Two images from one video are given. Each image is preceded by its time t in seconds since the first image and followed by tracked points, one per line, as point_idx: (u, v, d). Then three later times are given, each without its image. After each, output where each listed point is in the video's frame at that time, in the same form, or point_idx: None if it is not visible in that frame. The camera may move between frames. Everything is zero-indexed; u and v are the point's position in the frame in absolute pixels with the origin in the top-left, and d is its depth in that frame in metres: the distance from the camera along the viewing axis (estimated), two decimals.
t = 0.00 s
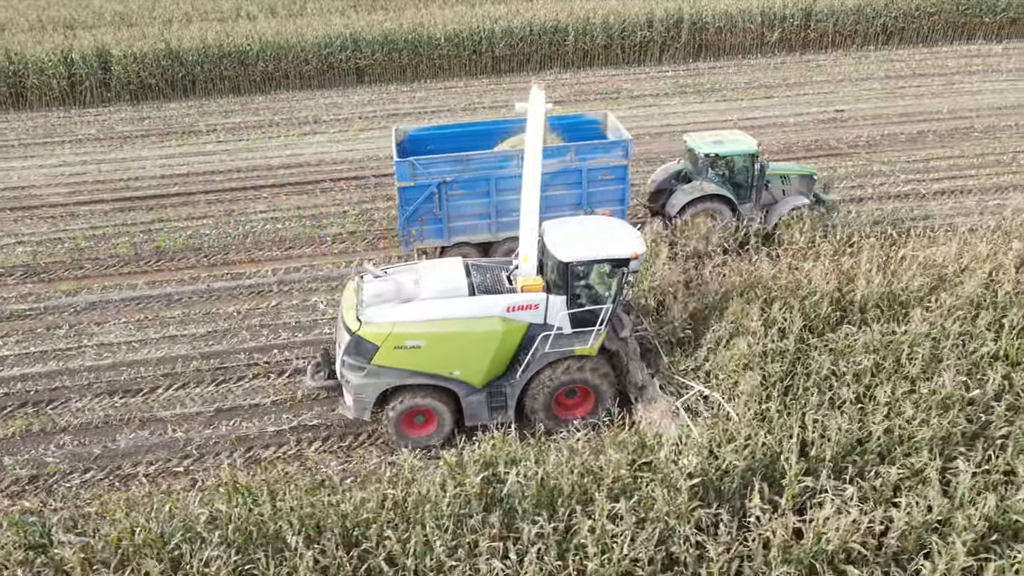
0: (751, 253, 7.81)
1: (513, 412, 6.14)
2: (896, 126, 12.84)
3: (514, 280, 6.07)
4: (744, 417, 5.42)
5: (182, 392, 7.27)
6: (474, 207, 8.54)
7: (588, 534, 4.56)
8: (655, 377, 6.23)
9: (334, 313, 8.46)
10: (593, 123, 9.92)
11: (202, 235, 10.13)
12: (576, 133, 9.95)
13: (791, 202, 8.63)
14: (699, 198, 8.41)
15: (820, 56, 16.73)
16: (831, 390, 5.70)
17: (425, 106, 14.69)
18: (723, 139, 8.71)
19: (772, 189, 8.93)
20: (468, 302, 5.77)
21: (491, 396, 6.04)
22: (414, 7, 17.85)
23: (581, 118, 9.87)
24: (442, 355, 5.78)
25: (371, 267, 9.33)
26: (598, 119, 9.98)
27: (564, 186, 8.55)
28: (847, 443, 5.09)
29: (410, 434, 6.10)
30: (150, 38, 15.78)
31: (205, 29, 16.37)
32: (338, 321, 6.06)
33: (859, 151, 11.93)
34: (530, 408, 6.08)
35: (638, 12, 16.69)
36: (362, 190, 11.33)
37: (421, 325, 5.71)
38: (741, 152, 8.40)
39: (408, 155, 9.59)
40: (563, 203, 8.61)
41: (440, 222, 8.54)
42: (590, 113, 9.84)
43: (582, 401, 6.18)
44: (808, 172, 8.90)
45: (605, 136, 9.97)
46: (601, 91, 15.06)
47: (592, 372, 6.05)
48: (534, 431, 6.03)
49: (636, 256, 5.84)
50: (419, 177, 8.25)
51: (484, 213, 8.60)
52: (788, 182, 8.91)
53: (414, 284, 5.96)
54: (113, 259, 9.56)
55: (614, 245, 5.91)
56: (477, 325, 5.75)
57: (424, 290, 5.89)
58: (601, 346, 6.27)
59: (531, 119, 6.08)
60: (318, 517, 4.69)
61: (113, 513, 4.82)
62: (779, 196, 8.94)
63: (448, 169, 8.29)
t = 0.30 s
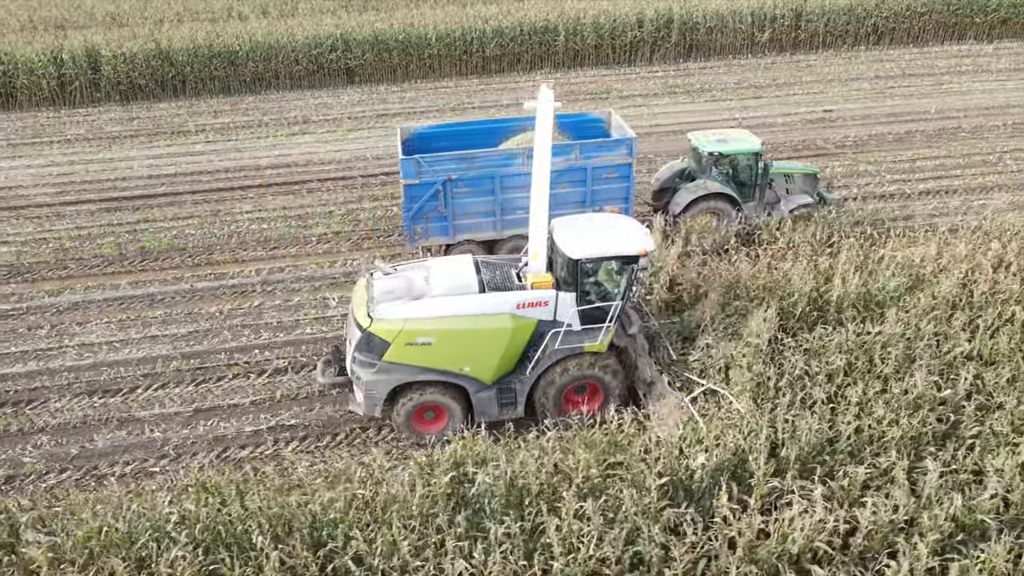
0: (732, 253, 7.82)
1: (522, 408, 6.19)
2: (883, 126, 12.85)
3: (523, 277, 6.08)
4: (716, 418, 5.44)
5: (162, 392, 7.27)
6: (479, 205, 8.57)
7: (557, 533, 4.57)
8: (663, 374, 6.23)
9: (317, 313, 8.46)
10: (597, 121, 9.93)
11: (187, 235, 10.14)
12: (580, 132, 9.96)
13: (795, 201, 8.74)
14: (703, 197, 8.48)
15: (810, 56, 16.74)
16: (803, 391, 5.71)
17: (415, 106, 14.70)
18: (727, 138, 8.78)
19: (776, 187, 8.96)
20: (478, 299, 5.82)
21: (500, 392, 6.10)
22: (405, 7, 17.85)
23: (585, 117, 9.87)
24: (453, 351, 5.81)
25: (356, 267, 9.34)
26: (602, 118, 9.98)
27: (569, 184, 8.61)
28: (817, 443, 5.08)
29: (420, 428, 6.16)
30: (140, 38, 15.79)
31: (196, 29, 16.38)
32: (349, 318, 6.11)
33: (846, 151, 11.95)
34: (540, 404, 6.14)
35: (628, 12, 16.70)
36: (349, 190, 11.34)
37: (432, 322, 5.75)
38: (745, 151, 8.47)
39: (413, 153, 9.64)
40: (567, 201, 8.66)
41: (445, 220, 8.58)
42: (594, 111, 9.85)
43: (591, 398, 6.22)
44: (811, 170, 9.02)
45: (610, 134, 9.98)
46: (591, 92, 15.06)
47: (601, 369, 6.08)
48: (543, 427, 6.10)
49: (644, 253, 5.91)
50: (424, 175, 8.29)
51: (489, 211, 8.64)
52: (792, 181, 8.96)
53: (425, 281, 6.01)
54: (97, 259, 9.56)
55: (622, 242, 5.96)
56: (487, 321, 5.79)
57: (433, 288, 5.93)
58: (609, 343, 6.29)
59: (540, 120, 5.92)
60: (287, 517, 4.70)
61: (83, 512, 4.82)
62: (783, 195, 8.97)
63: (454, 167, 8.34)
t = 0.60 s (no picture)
0: (711, 253, 7.84)
1: (530, 404, 6.19)
2: (870, 126, 12.86)
3: (532, 274, 6.13)
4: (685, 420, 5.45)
5: (140, 392, 7.27)
6: (483, 203, 8.61)
7: (522, 534, 4.56)
8: (671, 370, 6.19)
9: (297, 313, 8.47)
10: (600, 120, 9.94)
11: (171, 235, 10.15)
12: (583, 131, 9.97)
13: (796, 199, 8.55)
14: (706, 196, 8.47)
15: (800, 56, 16.75)
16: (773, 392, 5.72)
17: (403, 106, 14.71)
18: (730, 137, 8.70)
19: (779, 186, 8.94)
20: (487, 296, 5.82)
21: (509, 389, 6.10)
22: (396, 7, 17.86)
23: (589, 115, 9.87)
24: (462, 348, 5.82)
25: (339, 267, 9.36)
26: (605, 116, 9.99)
27: (572, 182, 8.64)
28: (784, 443, 5.06)
29: (429, 425, 6.17)
30: (130, 38, 15.79)
31: (186, 29, 16.39)
32: (358, 316, 6.11)
33: (833, 151, 11.96)
34: (549, 400, 6.15)
35: (618, 13, 16.71)
36: (334, 191, 11.35)
37: (441, 319, 5.76)
38: (748, 150, 8.40)
39: (417, 151, 9.68)
40: (571, 198, 8.71)
41: (449, 218, 8.62)
42: (597, 110, 9.85)
43: (599, 394, 6.24)
44: (814, 170, 8.95)
45: (612, 133, 9.99)
46: (580, 92, 15.07)
47: (608, 364, 6.10)
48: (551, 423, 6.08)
49: (653, 249, 5.89)
50: (428, 173, 8.33)
51: (492, 209, 8.68)
52: (795, 180, 8.94)
53: (434, 279, 6.04)
54: (80, 259, 9.56)
55: (631, 239, 5.93)
56: (496, 318, 5.80)
57: (442, 284, 5.94)
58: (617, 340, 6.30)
59: (549, 116, 5.96)
60: (253, 517, 4.71)
61: (49, 513, 4.83)
62: (785, 194, 8.95)
63: (458, 165, 8.38)
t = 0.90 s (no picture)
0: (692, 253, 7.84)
1: (538, 401, 6.20)
2: (857, 127, 12.86)
3: (539, 271, 6.13)
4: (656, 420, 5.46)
5: (117, 392, 7.27)
6: (487, 201, 8.62)
7: (487, 534, 4.57)
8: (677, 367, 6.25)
9: (278, 313, 8.46)
10: (603, 119, 9.92)
11: (155, 236, 10.15)
12: (586, 130, 9.97)
13: (798, 199, 8.59)
14: (708, 194, 8.49)
15: (790, 56, 16.75)
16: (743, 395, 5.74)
17: (392, 106, 14.72)
18: (733, 136, 8.74)
19: (781, 185, 9.00)
20: (496, 293, 5.82)
21: (517, 385, 6.10)
22: (387, 7, 17.87)
23: (591, 114, 9.88)
24: (470, 345, 5.83)
25: (322, 267, 9.37)
26: (608, 116, 9.98)
27: (575, 180, 8.66)
28: (752, 444, 5.06)
29: (437, 422, 6.16)
30: (119, 38, 15.80)
31: (176, 29, 16.40)
32: (366, 313, 6.10)
33: (819, 151, 11.97)
34: (556, 398, 6.15)
35: (608, 13, 16.72)
36: (320, 191, 11.36)
37: (450, 316, 5.76)
38: (751, 149, 8.43)
39: (420, 150, 9.69)
40: (574, 196, 8.73)
41: (452, 216, 8.64)
42: (600, 109, 9.85)
43: (606, 391, 6.25)
44: (817, 169, 9.04)
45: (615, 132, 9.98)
46: (569, 92, 15.09)
47: (616, 362, 6.10)
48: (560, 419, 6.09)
49: (660, 248, 5.90)
50: (432, 171, 8.34)
51: (496, 207, 8.69)
52: (797, 179, 9.02)
53: (442, 276, 5.98)
54: (63, 260, 9.57)
55: (637, 237, 5.95)
56: (504, 315, 5.81)
57: (451, 281, 5.92)
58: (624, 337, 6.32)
59: (555, 116, 5.81)
60: (219, 517, 4.71)
61: (16, 513, 4.83)
62: (788, 193, 9.00)
63: (461, 163, 8.40)
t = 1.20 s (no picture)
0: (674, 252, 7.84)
1: (546, 398, 6.24)
2: (844, 127, 12.86)
3: (548, 268, 6.11)
4: (626, 423, 5.46)
5: (95, 392, 7.27)
6: (490, 199, 8.63)
7: (451, 535, 4.56)
8: (684, 363, 6.28)
9: (258, 314, 8.46)
10: (606, 118, 9.92)
11: (139, 236, 10.15)
12: (589, 128, 9.94)
13: (803, 195, 8.65)
14: (711, 192, 8.45)
15: (780, 57, 16.74)
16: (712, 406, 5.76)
17: (381, 106, 14.72)
18: (735, 134, 8.79)
19: (783, 184, 8.98)
20: (504, 290, 5.83)
21: (525, 381, 6.14)
22: (378, 8, 17.87)
23: (595, 113, 9.89)
24: (480, 341, 5.84)
25: (305, 268, 9.36)
26: (611, 114, 9.97)
27: (579, 178, 8.68)
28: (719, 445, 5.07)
29: (446, 417, 6.18)
30: (109, 38, 15.80)
31: (166, 29, 16.40)
32: (375, 309, 6.12)
33: (805, 152, 11.97)
34: (564, 394, 6.18)
35: (598, 13, 16.72)
36: (305, 191, 11.36)
37: (460, 312, 5.76)
38: (753, 147, 8.50)
39: (424, 147, 9.69)
40: (578, 194, 8.75)
41: (456, 213, 8.65)
42: (604, 108, 9.85)
43: (614, 388, 6.28)
44: (819, 168, 8.98)
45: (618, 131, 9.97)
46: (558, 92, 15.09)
47: (624, 358, 6.12)
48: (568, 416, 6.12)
49: (668, 244, 5.92)
50: (436, 169, 8.34)
51: (500, 204, 8.70)
52: (801, 177, 8.98)
53: (451, 273, 6.01)
54: (46, 260, 9.57)
55: (645, 233, 5.96)
56: (513, 311, 5.82)
57: (460, 278, 5.93)
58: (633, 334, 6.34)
59: (562, 116, 5.99)
60: (185, 517, 4.72)
61: None
62: (791, 191, 8.98)
63: (465, 161, 8.41)
